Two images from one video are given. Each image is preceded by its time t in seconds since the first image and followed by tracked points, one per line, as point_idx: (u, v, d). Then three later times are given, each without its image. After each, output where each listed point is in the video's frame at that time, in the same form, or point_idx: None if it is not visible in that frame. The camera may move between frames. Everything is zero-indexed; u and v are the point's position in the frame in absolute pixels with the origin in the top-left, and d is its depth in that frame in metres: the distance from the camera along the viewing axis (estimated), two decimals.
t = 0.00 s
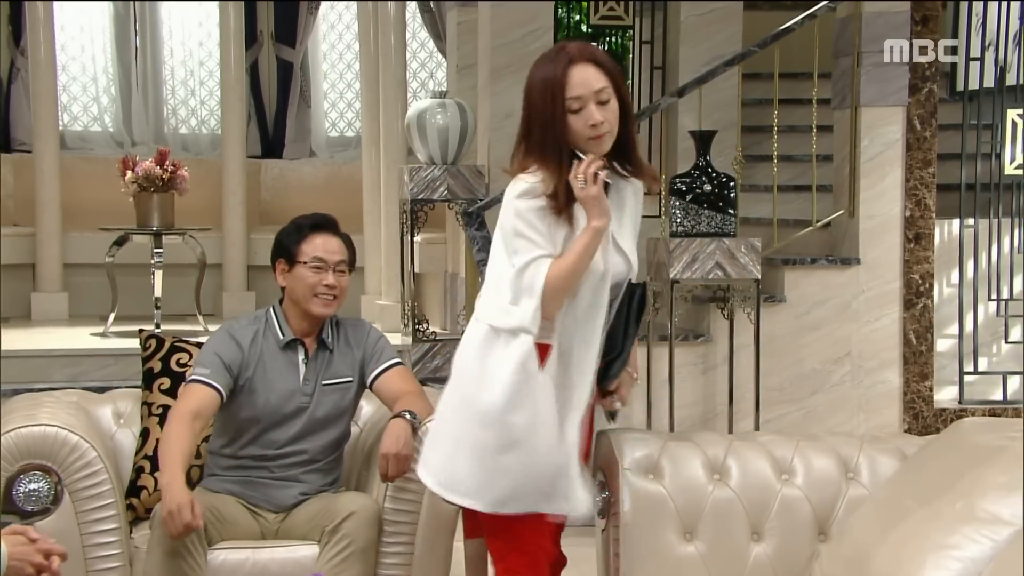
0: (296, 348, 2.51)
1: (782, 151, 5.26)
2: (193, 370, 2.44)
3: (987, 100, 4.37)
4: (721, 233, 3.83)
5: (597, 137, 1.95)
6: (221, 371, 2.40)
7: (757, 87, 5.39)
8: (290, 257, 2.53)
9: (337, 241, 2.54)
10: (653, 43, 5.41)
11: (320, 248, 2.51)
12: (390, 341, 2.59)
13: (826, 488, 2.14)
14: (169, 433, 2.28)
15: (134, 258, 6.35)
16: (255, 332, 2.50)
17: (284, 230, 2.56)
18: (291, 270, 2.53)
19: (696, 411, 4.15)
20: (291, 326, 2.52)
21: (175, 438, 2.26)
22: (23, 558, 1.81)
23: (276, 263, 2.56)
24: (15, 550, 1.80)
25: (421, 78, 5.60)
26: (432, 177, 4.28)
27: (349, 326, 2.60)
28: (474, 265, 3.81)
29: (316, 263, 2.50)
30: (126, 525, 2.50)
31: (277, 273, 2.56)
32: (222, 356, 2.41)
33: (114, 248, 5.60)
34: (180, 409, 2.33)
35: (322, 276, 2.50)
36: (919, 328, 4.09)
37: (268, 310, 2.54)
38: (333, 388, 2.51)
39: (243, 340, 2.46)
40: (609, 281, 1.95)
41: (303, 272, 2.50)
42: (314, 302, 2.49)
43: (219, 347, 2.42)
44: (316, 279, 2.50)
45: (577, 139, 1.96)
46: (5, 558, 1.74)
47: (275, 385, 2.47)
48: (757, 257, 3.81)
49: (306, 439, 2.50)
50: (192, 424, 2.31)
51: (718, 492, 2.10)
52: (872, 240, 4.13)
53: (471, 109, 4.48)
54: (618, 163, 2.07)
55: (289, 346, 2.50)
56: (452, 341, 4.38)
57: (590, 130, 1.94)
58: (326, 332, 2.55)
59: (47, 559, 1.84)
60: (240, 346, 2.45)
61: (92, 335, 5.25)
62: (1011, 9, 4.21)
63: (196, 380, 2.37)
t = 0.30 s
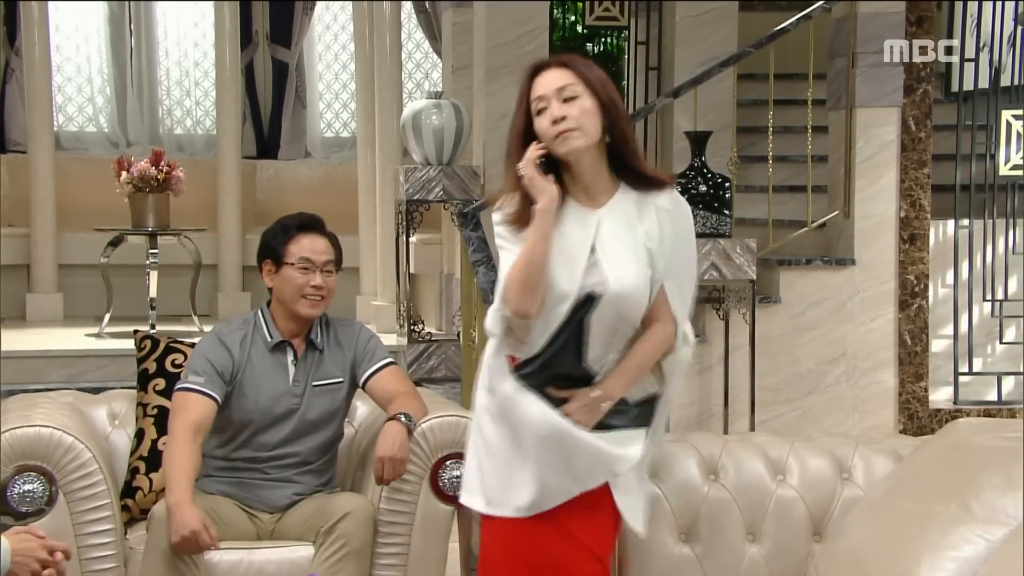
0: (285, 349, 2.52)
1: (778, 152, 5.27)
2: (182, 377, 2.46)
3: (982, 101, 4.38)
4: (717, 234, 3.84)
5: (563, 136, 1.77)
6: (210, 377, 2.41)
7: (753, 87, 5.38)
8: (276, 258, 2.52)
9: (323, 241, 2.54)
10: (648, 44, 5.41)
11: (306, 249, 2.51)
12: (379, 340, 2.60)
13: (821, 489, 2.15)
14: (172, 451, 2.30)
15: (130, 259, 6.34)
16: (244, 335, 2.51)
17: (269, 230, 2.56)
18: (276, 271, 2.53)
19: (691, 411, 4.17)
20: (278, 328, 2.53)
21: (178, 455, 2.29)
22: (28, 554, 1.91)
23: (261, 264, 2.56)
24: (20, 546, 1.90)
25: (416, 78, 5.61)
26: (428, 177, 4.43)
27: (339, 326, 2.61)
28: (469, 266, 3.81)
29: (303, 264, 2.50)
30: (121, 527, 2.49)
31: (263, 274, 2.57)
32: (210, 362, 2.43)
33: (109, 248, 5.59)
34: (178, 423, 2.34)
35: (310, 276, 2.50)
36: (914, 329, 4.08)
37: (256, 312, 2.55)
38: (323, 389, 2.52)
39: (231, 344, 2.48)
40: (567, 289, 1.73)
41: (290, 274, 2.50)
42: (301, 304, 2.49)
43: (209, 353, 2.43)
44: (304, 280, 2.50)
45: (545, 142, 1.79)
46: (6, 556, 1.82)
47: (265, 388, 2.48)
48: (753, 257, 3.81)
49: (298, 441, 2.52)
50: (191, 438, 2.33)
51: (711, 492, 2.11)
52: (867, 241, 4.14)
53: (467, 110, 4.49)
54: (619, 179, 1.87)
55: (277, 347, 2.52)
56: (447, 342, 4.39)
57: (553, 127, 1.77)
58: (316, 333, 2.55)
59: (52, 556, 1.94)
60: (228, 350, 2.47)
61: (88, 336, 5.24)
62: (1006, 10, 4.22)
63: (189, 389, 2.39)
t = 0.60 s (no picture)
0: (274, 349, 2.51)
1: (775, 148, 5.27)
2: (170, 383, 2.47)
3: (978, 99, 4.40)
4: (714, 230, 3.86)
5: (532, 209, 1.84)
6: (196, 383, 2.42)
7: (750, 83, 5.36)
8: (256, 259, 2.52)
9: (301, 236, 2.54)
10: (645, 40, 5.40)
11: (285, 246, 2.51)
12: (371, 336, 2.59)
13: (818, 484, 2.23)
14: (160, 453, 2.31)
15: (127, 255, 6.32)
16: (232, 337, 2.50)
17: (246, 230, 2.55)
18: (259, 271, 2.52)
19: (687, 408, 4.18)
20: (266, 328, 2.53)
21: (167, 456, 2.30)
22: (27, 544, 1.91)
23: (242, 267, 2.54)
24: (19, 537, 1.89)
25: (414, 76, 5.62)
26: (425, 175, 4.67)
27: (329, 323, 2.60)
28: (465, 263, 3.82)
29: (284, 261, 2.50)
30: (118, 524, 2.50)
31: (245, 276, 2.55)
32: (196, 369, 2.43)
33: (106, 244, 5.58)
34: (166, 428, 2.36)
35: (293, 272, 2.50)
36: (911, 325, 4.10)
37: (242, 313, 2.54)
38: (314, 387, 2.52)
39: (218, 348, 2.47)
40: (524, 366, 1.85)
41: (273, 272, 2.50)
42: (289, 300, 2.50)
43: (194, 359, 2.43)
44: (290, 277, 2.50)
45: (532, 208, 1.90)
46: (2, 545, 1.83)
47: (254, 389, 2.48)
48: (750, 254, 3.86)
49: (290, 439, 2.52)
50: (179, 442, 2.35)
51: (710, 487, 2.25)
52: (865, 238, 4.16)
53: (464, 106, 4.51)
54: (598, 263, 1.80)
55: (266, 348, 2.51)
56: (445, 339, 4.39)
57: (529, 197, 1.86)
58: (305, 331, 2.55)
59: (52, 543, 1.94)
60: (214, 355, 2.46)
61: (83, 332, 5.23)
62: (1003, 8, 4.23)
63: (176, 396, 2.40)
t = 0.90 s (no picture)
0: (264, 321, 2.53)
1: (772, 118, 5.25)
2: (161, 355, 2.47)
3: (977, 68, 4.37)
4: (711, 200, 3.84)
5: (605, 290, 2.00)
6: (188, 354, 2.42)
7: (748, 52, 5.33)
8: (244, 234, 2.53)
9: (288, 209, 2.55)
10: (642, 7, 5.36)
11: (272, 221, 2.52)
12: (363, 307, 2.60)
13: (815, 452, 2.24)
14: (153, 420, 2.32)
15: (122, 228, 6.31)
16: (222, 309, 2.51)
17: (232, 206, 2.56)
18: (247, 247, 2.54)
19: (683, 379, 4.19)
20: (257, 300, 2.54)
21: (160, 423, 2.31)
22: (24, 514, 1.90)
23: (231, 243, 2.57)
24: (14, 507, 1.89)
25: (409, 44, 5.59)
26: (420, 144, 4.31)
27: (320, 293, 2.61)
28: (461, 233, 3.82)
29: (272, 236, 2.51)
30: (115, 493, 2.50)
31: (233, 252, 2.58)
32: (187, 341, 2.43)
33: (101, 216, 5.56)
34: (157, 397, 2.36)
35: (283, 246, 2.50)
36: (907, 295, 4.12)
37: (233, 285, 2.56)
38: (307, 358, 2.53)
39: (208, 320, 2.48)
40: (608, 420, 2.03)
41: (262, 247, 2.51)
42: (279, 274, 2.50)
43: (184, 330, 2.43)
44: (280, 252, 2.50)
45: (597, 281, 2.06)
46: None
47: (246, 361, 2.49)
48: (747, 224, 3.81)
49: (284, 409, 2.53)
50: (171, 410, 2.35)
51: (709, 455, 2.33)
52: (862, 207, 4.13)
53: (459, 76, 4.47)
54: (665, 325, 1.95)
55: (256, 320, 2.53)
56: (441, 309, 4.37)
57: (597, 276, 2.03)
58: (296, 302, 2.56)
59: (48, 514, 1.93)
60: (204, 327, 2.47)
61: (80, 303, 5.22)
62: None
63: (166, 367, 2.40)
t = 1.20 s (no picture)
0: (249, 290, 2.53)
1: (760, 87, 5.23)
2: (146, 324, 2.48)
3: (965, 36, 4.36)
4: (699, 168, 3.83)
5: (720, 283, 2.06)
6: (173, 322, 2.43)
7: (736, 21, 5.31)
8: (230, 202, 2.51)
9: (274, 175, 2.53)
10: None
11: (258, 188, 2.49)
12: (349, 274, 2.60)
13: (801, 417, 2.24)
14: (139, 390, 2.33)
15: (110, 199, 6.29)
16: (207, 277, 2.52)
17: (218, 171, 2.54)
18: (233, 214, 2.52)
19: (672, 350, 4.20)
20: (242, 268, 2.54)
21: (147, 392, 2.32)
22: (11, 483, 1.85)
23: (216, 209, 2.54)
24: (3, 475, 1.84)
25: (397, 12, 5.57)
26: (408, 113, 4.30)
27: (306, 261, 2.61)
28: (449, 201, 3.81)
29: (259, 203, 2.49)
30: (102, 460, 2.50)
31: (219, 218, 2.56)
32: (171, 309, 2.44)
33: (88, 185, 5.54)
34: (143, 367, 2.37)
35: (270, 214, 2.49)
36: (894, 264, 4.13)
37: (219, 252, 2.55)
38: (292, 325, 2.53)
39: (192, 288, 2.48)
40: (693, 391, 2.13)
41: (248, 214, 2.49)
42: (266, 242, 2.49)
43: (168, 298, 2.44)
44: (265, 219, 2.49)
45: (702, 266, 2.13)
46: None
47: (232, 329, 2.50)
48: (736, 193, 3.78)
49: (270, 377, 2.53)
50: (157, 378, 2.36)
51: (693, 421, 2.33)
52: (848, 175, 4.14)
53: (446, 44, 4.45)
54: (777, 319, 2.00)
55: (241, 288, 2.53)
56: (430, 278, 4.37)
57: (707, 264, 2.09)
58: (282, 269, 2.56)
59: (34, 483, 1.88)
60: (189, 295, 2.47)
61: (68, 272, 5.21)
62: None
63: (151, 335, 2.41)
